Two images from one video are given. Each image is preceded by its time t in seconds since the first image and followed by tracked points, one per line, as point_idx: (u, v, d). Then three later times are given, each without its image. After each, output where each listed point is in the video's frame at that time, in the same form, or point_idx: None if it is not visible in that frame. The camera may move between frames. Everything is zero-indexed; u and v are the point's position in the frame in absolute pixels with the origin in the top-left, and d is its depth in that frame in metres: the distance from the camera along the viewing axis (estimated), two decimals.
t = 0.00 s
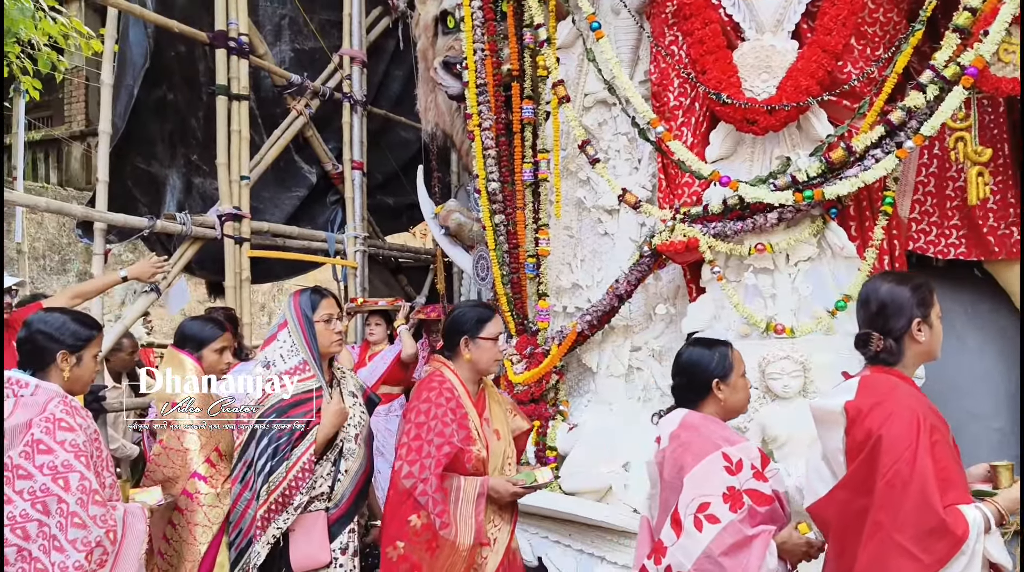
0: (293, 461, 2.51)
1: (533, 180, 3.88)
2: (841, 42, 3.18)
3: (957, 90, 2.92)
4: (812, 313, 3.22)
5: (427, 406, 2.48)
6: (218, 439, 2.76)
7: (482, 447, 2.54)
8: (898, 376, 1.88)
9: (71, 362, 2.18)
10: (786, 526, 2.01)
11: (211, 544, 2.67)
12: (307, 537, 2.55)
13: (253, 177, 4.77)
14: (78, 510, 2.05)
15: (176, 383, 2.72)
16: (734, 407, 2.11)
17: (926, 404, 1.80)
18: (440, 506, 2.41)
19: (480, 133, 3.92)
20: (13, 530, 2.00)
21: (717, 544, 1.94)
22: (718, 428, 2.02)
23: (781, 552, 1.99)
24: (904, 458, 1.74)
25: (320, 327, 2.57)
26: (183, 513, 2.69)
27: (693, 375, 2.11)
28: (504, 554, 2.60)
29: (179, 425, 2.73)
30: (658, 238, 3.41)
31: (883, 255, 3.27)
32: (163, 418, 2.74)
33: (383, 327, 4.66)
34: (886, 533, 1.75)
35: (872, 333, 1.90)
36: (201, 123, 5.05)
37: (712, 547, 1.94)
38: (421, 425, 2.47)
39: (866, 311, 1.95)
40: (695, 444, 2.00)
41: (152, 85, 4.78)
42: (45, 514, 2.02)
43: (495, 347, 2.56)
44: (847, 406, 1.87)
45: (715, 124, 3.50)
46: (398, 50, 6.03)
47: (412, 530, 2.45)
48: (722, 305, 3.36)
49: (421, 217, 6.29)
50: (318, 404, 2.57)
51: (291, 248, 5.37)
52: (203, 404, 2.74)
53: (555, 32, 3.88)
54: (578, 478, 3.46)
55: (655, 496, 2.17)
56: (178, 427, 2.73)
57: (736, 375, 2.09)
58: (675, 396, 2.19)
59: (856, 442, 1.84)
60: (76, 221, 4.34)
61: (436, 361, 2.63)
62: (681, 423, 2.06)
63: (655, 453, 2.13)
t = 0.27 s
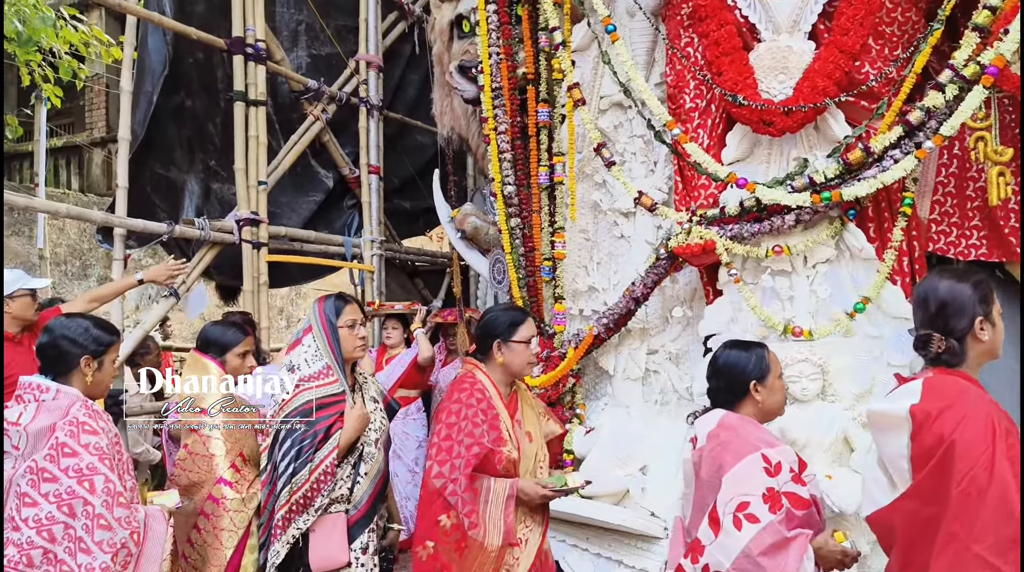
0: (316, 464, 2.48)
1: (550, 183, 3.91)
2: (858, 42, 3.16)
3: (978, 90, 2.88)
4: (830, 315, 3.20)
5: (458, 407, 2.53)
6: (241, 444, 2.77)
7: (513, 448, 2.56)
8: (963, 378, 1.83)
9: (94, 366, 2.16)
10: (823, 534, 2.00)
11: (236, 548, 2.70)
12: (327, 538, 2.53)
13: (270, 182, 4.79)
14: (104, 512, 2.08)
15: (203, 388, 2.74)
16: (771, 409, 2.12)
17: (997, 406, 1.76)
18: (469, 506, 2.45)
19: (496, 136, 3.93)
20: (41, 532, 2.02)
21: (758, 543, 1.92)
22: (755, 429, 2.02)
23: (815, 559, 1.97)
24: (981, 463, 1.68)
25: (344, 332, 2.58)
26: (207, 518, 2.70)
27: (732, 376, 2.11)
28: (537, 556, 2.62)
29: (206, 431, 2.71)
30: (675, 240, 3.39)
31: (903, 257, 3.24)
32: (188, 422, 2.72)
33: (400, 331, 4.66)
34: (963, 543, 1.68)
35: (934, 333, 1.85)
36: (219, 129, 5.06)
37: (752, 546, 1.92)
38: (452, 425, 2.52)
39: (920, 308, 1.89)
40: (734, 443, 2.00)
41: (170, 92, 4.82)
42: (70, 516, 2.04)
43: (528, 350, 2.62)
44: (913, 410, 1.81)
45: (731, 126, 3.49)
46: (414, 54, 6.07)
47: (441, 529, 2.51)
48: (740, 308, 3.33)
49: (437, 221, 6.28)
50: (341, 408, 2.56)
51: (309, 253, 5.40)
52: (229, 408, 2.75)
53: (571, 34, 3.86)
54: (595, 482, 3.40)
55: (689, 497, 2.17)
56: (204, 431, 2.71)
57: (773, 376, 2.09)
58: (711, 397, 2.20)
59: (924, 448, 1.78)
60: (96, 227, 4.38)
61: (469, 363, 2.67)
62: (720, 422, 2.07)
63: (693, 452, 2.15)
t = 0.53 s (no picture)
0: (331, 470, 2.47)
1: (550, 185, 3.91)
2: (858, 43, 3.17)
3: (977, 90, 2.88)
4: (831, 316, 3.20)
5: (477, 412, 2.48)
6: (245, 446, 2.76)
7: (533, 453, 2.53)
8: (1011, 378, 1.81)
9: (94, 370, 2.17)
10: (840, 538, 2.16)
11: (236, 550, 2.67)
12: (339, 549, 2.47)
13: (271, 186, 4.79)
14: (110, 514, 2.08)
15: (209, 389, 2.74)
16: (784, 410, 2.14)
17: None
18: (492, 515, 2.40)
19: (497, 139, 3.93)
20: (47, 535, 2.02)
21: (784, 546, 1.92)
22: (774, 431, 2.03)
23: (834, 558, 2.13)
24: None
25: (356, 337, 2.57)
26: (208, 519, 2.68)
27: (741, 378, 2.13)
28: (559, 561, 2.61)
29: (211, 432, 2.71)
30: (676, 242, 3.39)
31: (904, 258, 3.24)
32: (194, 423, 2.73)
33: (401, 334, 4.64)
34: None
35: (980, 332, 1.82)
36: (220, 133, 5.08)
37: (778, 548, 1.92)
38: (471, 431, 2.46)
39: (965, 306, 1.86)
40: (753, 444, 2.01)
41: (171, 96, 4.83)
42: (76, 518, 2.04)
43: (545, 354, 2.58)
44: (963, 412, 1.79)
45: (731, 127, 3.49)
46: (414, 57, 6.07)
47: (463, 537, 2.41)
48: (741, 310, 3.33)
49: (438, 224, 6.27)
50: (356, 414, 2.55)
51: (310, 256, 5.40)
52: (233, 410, 2.76)
53: (570, 37, 3.87)
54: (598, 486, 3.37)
55: (705, 498, 2.15)
56: (208, 432, 2.71)
57: (784, 377, 2.12)
58: (723, 402, 2.21)
59: (978, 451, 1.76)
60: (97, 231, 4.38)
61: (486, 368, 2.64)
62: (735, 423, 2.08)
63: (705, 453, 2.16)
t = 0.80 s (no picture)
0: (342, 476, 2.47)
1: (544, 186, 3.89)
2: (851, 42, 3.17)
3: (971, 89, 2.90)
4: (825, 315, 3.20)
5: (494, 419, 2.42)
6: (242, 444, 2.74)
7: (551, 460, 2.49)
8: None
9: (84, 373, 2.19)
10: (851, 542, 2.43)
11: (230, 543, 2.69)
12: (351, 555, 2.49)
13: (265, 187, 4.78)
14: (104, 515, 2.11)
15: (209, 388, 2.72)
16: (792, 411, 2.19)
17: None
18: (517, 527, 2.34)
19: (491, 139, 3.93)
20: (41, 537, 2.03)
21: (802, 555, 2.00)
22: (783, 436, 2.11)
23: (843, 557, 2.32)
24: None
25: (357, 338, 2.55)
26: (203, 514, 2.70)
27: (749, 381, 2.19)
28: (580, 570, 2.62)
29: (208, 429, 2.71)
30: (670, 242, 3.38)
31: (898, 257, 3.25)
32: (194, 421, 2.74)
33: (396, 335, 4.62)
34: None
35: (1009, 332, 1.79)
36: (213, 134, 5.05)
37: (796, 558, 2.00)
38: (490, 440, 2.40)
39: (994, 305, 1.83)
40: (767, 449, 2.08)
41: (164, 97, 4.82)
42: (71, 520, 2.07)
43: (558, 354, 2.52)
44: (991, 416, 1.78)
45: (725, 127, 3.49)
46: (408, 58, 6.06)
47: (487, 550, 2.38)
48: (735, 309, 3.32)
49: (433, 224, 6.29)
50: (364, 416, 2.55)
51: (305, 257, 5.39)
52: (232, 408, 2.74)
53: (564, 37, 3.87)
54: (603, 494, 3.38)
55: (713, 503, 2.22)
56: (206, 430, 2.71)
57: (789, 378, 2.18)
58: (730, 405, 2.28)
59: (1005, 457, 1.76)
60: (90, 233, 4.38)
61: (497, 371, 2.57)
62: (747, 426, 2.16)
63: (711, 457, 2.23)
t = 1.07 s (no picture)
0: (340, 477, 2.44)
1: (538, 181, 3.87)
2: (843, 35, 3.16)
3: (962, 81, 2.90)
4: (819, 309, 3.20)
5: (507, 418, 2.33)
6: (233, 437, 2.73)
7: (565, 459, 2.45)
8: None
9: (73, 371, 2.22)
10: (872, 536, 2.07)
11: (217, 534, 2.68)
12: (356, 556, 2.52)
13: (258, 185, 4.77)
14: (94, 513, 2.12)
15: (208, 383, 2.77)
16: (802, 406, 2.12)
17: None
18: (532, 531, 2.25)
19: (484, 135, 3.89)
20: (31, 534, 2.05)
21: (814, 558, 1.93)
22: (793, 432, 2.02)
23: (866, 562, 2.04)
24: None
25: (353, 332, 2.52)
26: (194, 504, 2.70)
27: (757, 374, 2.13)
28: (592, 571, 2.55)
29: (201, 424, 2.72)
30: (664, 236, 3.38)
31: (891, 249, 3.25)
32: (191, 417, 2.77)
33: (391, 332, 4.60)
34: None
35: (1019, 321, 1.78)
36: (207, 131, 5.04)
37: (809, 562, 1.93)
38: (503, 439, 2.31)
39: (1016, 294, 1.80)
40: (775, 450, 2.00)
41: (156, 95, 4.80)
42: (61, 518, 2.08)
43: (571, 350, 2.48)
44: (1005, 406, 1.76)
45: (718, 121, 3.49)
46: (402, 54, 6.04)
47: (500, 554, 2.29)
48: (729, 303, 3.33)
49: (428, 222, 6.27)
50: (362, 414, 2.51)
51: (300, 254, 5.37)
52: (228, 403, 2.76)
53: (556, 32, 3.86)
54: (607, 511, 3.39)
55: (724, 506, 2.15)
56: (200, 424, 2.73)
57: (799, 371, 2.10)
58: (738, 401, 2.21)
59: (1017, 447, 1.74)
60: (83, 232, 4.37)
61: (506, 367, 2.50)
62: (753, 424, 2.07)
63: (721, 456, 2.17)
